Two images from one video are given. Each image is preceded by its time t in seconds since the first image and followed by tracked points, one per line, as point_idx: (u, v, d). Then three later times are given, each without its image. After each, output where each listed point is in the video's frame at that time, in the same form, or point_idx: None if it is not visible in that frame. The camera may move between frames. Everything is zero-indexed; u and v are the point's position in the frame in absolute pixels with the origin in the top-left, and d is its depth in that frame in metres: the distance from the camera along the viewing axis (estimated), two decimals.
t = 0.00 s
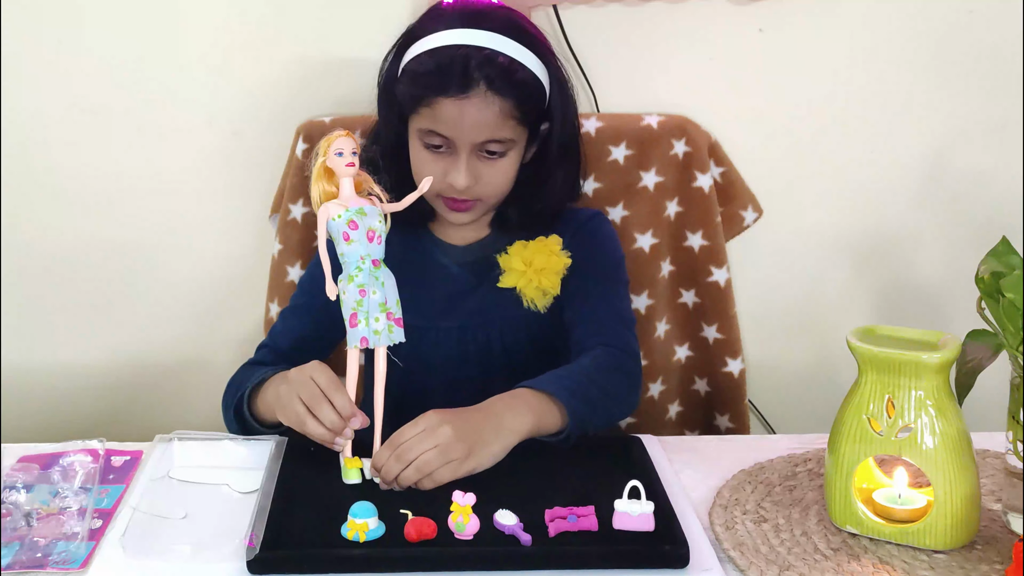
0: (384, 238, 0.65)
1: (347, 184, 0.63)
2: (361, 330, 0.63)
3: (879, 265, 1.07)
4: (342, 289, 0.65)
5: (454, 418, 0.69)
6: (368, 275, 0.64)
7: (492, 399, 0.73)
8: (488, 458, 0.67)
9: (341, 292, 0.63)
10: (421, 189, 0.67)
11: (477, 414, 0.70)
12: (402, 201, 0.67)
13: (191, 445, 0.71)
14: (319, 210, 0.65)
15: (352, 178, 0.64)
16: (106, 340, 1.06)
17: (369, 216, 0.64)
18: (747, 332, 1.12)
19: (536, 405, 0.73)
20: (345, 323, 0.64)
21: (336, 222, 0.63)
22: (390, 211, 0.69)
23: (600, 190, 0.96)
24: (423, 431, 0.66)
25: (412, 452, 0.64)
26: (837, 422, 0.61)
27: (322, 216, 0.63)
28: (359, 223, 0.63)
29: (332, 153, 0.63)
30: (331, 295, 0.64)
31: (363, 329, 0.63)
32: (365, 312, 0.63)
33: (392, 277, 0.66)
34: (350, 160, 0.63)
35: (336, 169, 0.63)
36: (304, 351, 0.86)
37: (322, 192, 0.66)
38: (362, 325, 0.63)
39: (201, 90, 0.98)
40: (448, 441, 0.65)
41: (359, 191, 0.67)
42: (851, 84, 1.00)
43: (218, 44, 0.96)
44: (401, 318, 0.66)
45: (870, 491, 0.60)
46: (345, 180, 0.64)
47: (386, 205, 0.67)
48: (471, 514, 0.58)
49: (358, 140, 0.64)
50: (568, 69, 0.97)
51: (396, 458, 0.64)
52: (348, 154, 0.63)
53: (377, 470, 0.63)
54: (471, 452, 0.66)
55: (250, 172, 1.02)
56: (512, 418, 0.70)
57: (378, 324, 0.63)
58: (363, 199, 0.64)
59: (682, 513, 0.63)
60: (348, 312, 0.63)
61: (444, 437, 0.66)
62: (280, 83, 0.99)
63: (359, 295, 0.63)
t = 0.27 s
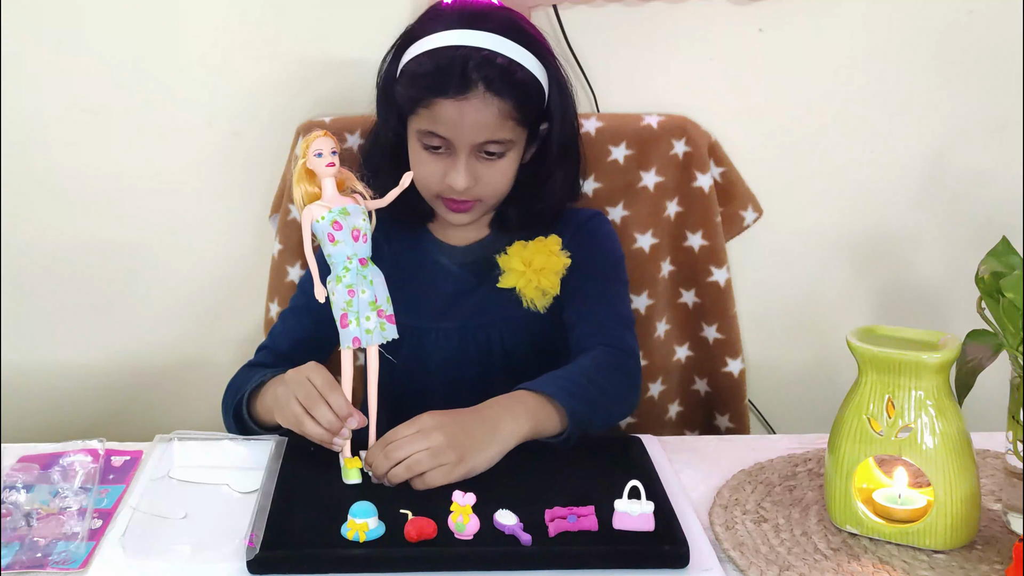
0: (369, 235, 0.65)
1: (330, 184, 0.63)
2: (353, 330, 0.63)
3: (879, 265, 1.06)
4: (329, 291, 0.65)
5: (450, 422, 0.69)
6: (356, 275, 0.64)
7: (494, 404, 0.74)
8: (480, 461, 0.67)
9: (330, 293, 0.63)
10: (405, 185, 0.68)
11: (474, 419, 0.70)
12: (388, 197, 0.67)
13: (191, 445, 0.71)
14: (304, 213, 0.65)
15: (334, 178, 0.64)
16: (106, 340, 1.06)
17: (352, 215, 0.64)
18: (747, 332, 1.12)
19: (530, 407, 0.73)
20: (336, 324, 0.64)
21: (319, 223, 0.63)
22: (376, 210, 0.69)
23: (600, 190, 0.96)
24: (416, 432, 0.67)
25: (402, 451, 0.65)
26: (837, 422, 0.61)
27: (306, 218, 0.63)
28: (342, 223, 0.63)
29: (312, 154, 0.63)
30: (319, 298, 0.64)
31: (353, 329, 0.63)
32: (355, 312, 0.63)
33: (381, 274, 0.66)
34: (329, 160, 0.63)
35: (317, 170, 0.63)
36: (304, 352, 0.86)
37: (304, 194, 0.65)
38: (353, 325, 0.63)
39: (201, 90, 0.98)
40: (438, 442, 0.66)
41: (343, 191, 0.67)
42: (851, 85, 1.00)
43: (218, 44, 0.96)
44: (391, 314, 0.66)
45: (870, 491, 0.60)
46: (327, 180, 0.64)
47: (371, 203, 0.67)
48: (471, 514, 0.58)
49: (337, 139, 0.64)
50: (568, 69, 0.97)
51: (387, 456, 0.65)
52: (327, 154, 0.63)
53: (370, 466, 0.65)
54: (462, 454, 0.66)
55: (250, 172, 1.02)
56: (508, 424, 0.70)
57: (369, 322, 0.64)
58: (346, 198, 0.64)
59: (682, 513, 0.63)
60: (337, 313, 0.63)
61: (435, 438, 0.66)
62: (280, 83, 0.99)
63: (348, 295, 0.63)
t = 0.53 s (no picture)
0: (375, 236, 0.65)
1: (337, 184, 0.63)
2: (355, 332, 0.63)
3: (879, 265, 1.06)
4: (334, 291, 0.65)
5: (447, 423, 0.69)
6: (359, 276, 0.63)
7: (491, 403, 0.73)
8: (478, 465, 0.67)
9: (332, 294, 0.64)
10: (410, 187, 0.68)
11: (471, 420, 0.70)
12: (392, 199, 0.67)
13: (191, 445, 0.71)
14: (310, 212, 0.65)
15: (342, 177, 0.64)
16: (106, 340, 1.06)
17: (358, 216, 0.64)
18: (747, 332, 1.12)
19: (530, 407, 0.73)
20: (338, 325, 0.64)
21: (325, 223, 0.63)
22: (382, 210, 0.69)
23: (600, 190, 0.96)
24: (414, 434, 0.67)
25: (401, 455, 0.65)
26: (837, 422, 0.61)
27: (312, 217, 0.63)
28: (347, 224, 0.63)
29: (319, 153, 0.63)
30: (323, 297, 0.64)
31: (355, 331, 0.63)
32: (357, 314, 0.63)
33: (385, 276, 0.66)
34: (337, 160, 0.63)
35: (324, 169, 0.63)
36: (304, 352, 0.86)
37: (311, 191, 0.65)
38: (355, 327, 0.63)
39: (201, 90, 0.98)
40: (436, 446, 0.66)
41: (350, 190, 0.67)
42: (851, 85, 1.00)
43: (218, 44, 0.96)
44: (394, 317, 0.66)
45: (870, 491, 0.60)
46: (334, 179, 0.63)
47: (377, 204, 0.67)
48: (471, 514, 0.58)
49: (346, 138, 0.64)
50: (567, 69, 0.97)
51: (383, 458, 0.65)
52: (334, 154, 0.63)
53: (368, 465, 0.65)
54: (461, 459, 0.66)
55: (251, 171, 1.02)
56: (506, 428, 0.70)
57: (371, 325, 0.64)
58: (353, 198, 0.64)
59: (682, 514, 0.63)
60: (340, 313, 0.63)
61: (434, 441, 0.66)
62: (280, 83, 0.99)
63: (351, 297, 0.63)
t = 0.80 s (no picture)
0: (376, 237, 0.65)
1: (338, 184, 0.63)
2: (354, 334, 0.63)
3: (880, 265, 1.06)
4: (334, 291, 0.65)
5: (452, 373, 0.72)
6: (360, 278, 0.64)
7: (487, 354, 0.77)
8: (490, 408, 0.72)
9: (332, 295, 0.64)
10: (411, 190, 0.68)
11: (475, 368, 0.73)
12: (394, 201, 0.66)
13: (191, 445, 0.71)
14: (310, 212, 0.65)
15: (343, 178, 0.64)
16: (105, 340, 1.06)
17: (359, 217, 0.64)
18: (747, 332, 1.12)
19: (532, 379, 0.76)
20: (338, 326, 0.64)
21: (326, 224, 0.63)
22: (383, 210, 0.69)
23: (600, 190, 0.96)
24: (427, 389, 0.70)
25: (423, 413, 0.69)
26: (837, 422, 0.61)
27: (313, 218, 0.63)
28: (348, 225, 0.63)
29: (321, 153, 0.63)
30: (323, 297, 0.64)
31: (354, 332, 0.63)
32: (357, 315, 0.63)
33: (386, 277, 0.66)
34: (338, 160, 0.63)
35: (326, 170, 0.63)
36: (304, 352, 0.86)
37: (313, 191, 0.65)
38: (354, 329, 0.63)
39: (201, 90, 0.98)
40: (453, 396, 0.70)
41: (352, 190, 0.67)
42: (850, 85, 1.00)
43: (217, 44, 0.96)
44: (394, 318, 0.66)
45: (870, 491, 0.59)
46: (335, 180, 0.64)
47: (379, 204, 0.66)
48: (471, 514, 0.58)
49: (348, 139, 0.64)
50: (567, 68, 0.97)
51: (410, 423, 0.68)
52: (336, 154, 0.63)
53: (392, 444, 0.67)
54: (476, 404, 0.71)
55: (251, 171, 1.02)
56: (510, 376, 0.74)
57: (370, 327, 0.64)
58: (354, 199, 0.64)
59: (682, 514, 0.63)
60: (340, 314, 0.63)
61: (449, 392, 0.70)
62: (280, 83, 0.99)
63: (351, 298, 0.63)
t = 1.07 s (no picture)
0: (383, 238, 0.65)
1: (346, 184, 0.63)
2: (361, 334, 0.63)
3: (879, 265, 1.07)
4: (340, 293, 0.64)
5: (442, 336, 0.73)
6: (366, 277, 0.63)
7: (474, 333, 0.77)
8: (467, 382, 0.73)
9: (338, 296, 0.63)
10: (419, 191, 0.67)
11: (463, 340, 0.74)
12: (402, 201, 0.66)
13: (191, 445, 0.71)
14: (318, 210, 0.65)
15: (351, 177, 0.64)
16: (105, 340, 1.06)
17: (366, 217, 0.63)
18: (747, 332, 1.12)
19: (520, 373, 0.76)
20: (345, 327, 0.64)
21: (333, 223, 0.62)
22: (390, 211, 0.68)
23: (600, 190, 0.96)
24: (417, 345, 0.70)
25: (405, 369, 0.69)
26: (837, 422, 0.61)
27: (320, 218, 0.63)
28: (355, 225, 0.63)
29: (330, 153, 0.63)
30: (329, 297, 0.64)
31: (362, 333, 0.63)
32: (364, 315, 0.63)
33: (392, 278, 0.65)
34: (347, 160, 0.63)
35: (334, 169, 0.63)
36: (304, 352, 0.86)
37: (320, 190, 0.65)
38: (362, 329, 0.63)
39: (201, 90, 0.98)
40: (439, 362, 0.70)
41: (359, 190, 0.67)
42: (850, 85, 1.00)
43: (218, 44, 0.96)
44: (400, 319, 0.66)
45: (870, 491, 0.59)
46: (344, 179, 0.63)
47: (386, 204, 0.66)
48: (471, 514, 0.58)
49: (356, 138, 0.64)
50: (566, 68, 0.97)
51: (392, 371, 0.67)
52: (345, 154, 0.63)
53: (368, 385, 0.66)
54: (456, 376, 0.72)
55: (251, 171, 1.02)
56: (495, 353, 0.75)
57: (378, 327, 0.64)
58: (362, 199, 0.64)
59: (682, 514, 0.63)
60: (347, 315, 0.63)
61: (436, 356, 0.70)
62: (280, 83, 0.99)
63: (357, 298, 0.63)
